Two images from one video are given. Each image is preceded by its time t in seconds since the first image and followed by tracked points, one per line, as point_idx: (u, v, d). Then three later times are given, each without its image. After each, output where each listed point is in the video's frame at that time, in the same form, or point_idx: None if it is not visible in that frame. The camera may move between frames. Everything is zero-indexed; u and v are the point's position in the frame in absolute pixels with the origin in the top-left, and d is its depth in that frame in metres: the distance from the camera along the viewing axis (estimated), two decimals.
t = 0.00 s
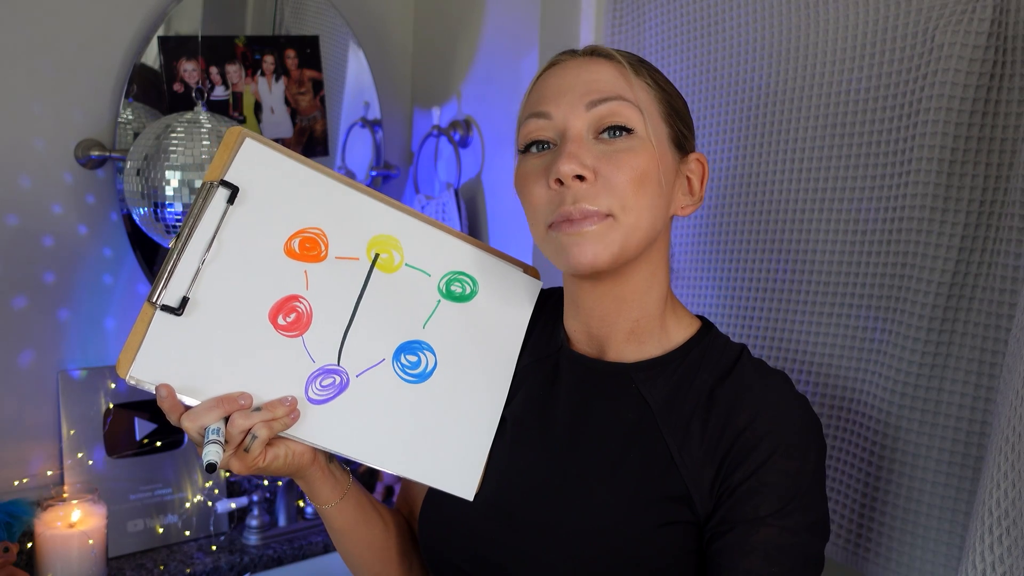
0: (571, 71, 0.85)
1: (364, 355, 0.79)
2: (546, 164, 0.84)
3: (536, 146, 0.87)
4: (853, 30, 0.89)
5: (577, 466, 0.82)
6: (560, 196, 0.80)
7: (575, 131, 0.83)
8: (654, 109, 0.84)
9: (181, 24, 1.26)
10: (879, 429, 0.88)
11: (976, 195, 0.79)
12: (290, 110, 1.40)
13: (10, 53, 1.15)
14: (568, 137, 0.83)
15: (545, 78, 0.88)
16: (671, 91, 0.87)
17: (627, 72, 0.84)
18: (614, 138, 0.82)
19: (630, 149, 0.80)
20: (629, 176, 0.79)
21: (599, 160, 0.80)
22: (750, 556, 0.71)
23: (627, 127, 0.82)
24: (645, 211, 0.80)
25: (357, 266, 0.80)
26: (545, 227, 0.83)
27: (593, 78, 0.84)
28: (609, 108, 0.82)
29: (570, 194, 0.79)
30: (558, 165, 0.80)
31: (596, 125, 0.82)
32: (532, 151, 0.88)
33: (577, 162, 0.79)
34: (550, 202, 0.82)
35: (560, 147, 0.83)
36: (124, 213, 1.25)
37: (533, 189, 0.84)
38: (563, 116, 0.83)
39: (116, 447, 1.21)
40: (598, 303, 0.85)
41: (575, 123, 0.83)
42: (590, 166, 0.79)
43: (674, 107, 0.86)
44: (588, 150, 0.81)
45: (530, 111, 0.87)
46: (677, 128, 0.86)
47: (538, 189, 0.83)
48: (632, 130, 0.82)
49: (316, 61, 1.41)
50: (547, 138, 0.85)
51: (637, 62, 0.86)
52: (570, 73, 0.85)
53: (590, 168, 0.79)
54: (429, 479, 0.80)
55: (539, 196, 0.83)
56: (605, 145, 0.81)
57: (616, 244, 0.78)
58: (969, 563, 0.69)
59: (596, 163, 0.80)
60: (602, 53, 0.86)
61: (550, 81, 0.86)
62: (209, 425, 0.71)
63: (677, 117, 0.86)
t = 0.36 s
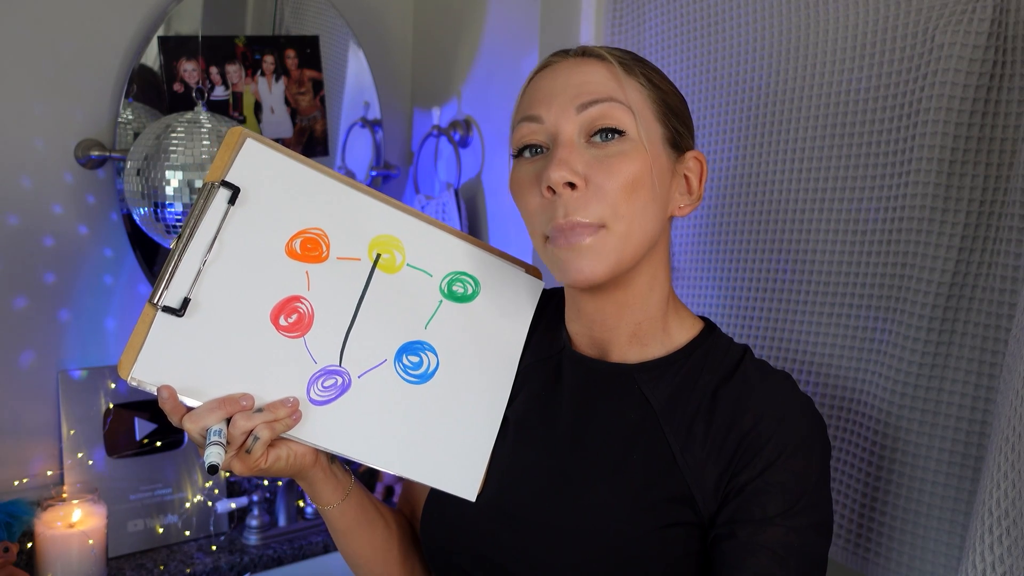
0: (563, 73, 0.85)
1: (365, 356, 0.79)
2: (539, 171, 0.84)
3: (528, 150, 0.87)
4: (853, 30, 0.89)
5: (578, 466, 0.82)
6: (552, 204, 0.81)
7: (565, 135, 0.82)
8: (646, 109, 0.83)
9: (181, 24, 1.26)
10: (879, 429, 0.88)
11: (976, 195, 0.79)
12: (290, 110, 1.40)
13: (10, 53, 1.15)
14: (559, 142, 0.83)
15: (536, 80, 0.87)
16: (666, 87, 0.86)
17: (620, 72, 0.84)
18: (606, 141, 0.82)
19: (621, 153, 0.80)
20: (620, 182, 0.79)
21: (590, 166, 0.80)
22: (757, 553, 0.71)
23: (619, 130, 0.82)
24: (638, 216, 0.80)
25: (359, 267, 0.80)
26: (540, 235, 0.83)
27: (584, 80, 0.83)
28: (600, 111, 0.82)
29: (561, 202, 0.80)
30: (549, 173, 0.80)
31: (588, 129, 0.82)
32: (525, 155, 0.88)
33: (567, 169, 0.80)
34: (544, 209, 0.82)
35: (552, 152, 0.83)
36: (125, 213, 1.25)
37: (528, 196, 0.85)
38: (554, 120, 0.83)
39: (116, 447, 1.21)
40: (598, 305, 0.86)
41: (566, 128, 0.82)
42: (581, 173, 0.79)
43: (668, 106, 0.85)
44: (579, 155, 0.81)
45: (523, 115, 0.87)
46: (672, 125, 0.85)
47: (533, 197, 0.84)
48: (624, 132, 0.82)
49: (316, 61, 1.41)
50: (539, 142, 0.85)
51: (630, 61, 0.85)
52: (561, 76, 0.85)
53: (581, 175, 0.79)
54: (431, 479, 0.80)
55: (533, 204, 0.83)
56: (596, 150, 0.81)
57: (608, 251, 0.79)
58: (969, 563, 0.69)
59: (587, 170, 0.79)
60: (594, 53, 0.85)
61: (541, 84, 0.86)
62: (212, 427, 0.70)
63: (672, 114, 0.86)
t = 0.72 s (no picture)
0: (581, 72, 0.84)
1: (365, 356, 0.79)
2: (555, 169, 0.84)
3: (542, 148, 0.87)
4: (853, 30, 0.89)
5: (579, 466, 0.82)
6: (569, 201, 0.81)
7: (584, 136, 0.82)
8: (665, 112, 0.83)
9: (181, 25, 1.26)
10: (879, 429, 0.88)
11: (976, 195, 0.79)
12: (290, 110, 1.40)
13: (10, 53, 1.15)
14: (577, 142, 0.82)
15: (553, 78, 0.87)
16: (681, 88, 0.86)
17: (639, 74, 0.84)
18: (624, 143, 0.82)
19: (641, 155, 0.80)
20: (639, 184, 0.79)
21: (608, 167, 0.80)
22: (752, 558, 0.71)
23: (638, 132, 0.82)
24: (655, 218, 0.80)
25: (360, 266, 0.80)
26: (551, 231, 0.83)
27: (603, 81, 0.83)
28: (619, 113, 0.82)
29: (579, 201, 0.80)
30: (568, 171, 0.80)
31: (607, 129, 0.82)
32: (538, 153, 0.87)
33: (587, 170, 0.80)
34: (559, 206, 0.82)
35: (569, 152, 0.83)
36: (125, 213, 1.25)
37: (542, 193, 0.84)
38: (573, 119, 0.83)
39: (116, 446, 1.21)
40: (600, 307, 0.86)
41: (584, 128, 0.82)
42: (600, 173, 0.79)
43: (683, 109, 0.86)
44: (598, 156, 0.81)
45: (539, 113, 0.87)
46: (686, 128, 0.85)
47: (546, 193, 0.84)
48: (643, 135, 0.82)
49: (316, 61, 1.41)
50: (555, 141, 0.85)
51: (648, 62, 0.85)
52: (580, 75, 0.84)
53: (599, 175, 0.80)
54: (431, 479, 0.80)
55: (546, 201, 0.83)
56: (614, 151, 0.81)
57: (624, 251, 0.79)
58: (969, 563, 0.69)
59: (606, 170, 0.80)
60: (613, 52, 0.85)
61: (558, 82, 0.86)
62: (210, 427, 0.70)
63: (686, 118, 0.86)
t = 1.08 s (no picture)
0: (568, 82, 0.83)
1: (370, 355, 0.79)
2: (547, 184, 0.84)
3: (536, 161, 0.87)
4: (853, 30, 0.89)
5: (581, 466, 0.82)
6: (562, 219, 0.81)
7: (573, 150, 0.82)
8: (654, 119, 0.82)
9: (181, 24, 1.26)
10: (879, 429, 0.88)
11: (976, 196, 0.79)
12: (291, 110, 1.40)
13: (10, 53, 1.15)
14: (567, 157, 0.82)
15: (541, 90, 0.86)
16: (673, 90, 0.85)
17: (627, 81, 0.82)
18: (615, 155, 0.81)
19: (631, 168, 0.80)
20: (630, 198, 0.79)
21: (599, 182, 0.80)
22: (755, 557, 0.71)
23: (628, 143, 0.81)
24: (649, 229, 0.80)
25: (365, 266, 0.80)
26: (549, 248, 0.84)
27: (590, 92, 0.82)
28: (607, 125, 0.81)
29: (571, 219, 0.80)
30: (559, 190, 0.80)
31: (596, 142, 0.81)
32: (532, 165, 0.87)
33: (577, 187, 0.79)
34: (553, 221, 0.82)
35: (560, 167, 0.83)
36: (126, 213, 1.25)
37: (538, 209, 0.85)
38: (562, 134, 0.82)
39: (116, 446, 1.21)
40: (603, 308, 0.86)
41: (573, 142, 0.82)
42: (591, 190, 0.79)
43: (676, 111, 0.84)
44: (588, 172, 0.81)
45: (529, 127, 0.86)
46: (681, 130, 0.84)
47: (542, 210, 0.84)
48: (633, 145, 0.81)
49: (316, 61, 1.41)
50: (546, 154, 0.85)
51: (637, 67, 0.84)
52: (567, 86, 0.83)
53: (590, 190, 0.80)
54: (434, 478, 0.80)
55: (543, 218, 0.84)
56: (605, 164, 0.81)
57: (620, 265, 0.79)
58: (969, 562, 0.70)
59: (596, 186, 0.80)
60: (598, 62, 0.83)
61: (546, 95, 0.85)
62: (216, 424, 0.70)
63: (680, 119, 0.85)
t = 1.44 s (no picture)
0: (546, 90, 0.82)
1: (368, 356, 0.79)
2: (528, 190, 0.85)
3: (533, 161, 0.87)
4: (853, 30, 0.89)
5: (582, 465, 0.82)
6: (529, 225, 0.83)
7: (540, 161, 0.81)
8: (622, 133, 0.78)
9: (181, 24, 1.26)
10: (879, 429, 0.88)
11: (976, 196, 0.79)
12: (290, 110, 1.40)
13: (10, 52, 1.15)
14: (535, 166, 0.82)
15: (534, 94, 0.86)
16: (660, 98, 0.79)
17: (596, 90, 0.79)
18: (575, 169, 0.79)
19: (586, 184, 0.78)
20: (578, 214, 0.78)
21: (555, 193, 0.80)
22: (755, 558, 0.71)
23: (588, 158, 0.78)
24: (601, 245, 0.78)
25: (364, 266, 0.80)
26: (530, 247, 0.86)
27: (557, 103, 0.80)
28: (565, 140, 0.79)
29: (531, 226, 0.82)
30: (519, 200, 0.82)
31: (557, 153, 0.80)
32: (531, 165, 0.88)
33: (533, 198, 0.80)
34: (526, 226, 0.84)
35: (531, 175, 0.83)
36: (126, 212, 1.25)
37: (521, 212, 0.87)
38: (534, 142, 0.82)
39: (116, 446, 1.21)
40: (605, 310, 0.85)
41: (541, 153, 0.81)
42: (546, 201, 0.80)
43: (659, 118, 0.79)
44: (548, 183, 0.80)
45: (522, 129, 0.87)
46: (661, 139, 0.79)
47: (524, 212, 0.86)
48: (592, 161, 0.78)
49: (316, 61, 1.41)
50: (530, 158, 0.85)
51: (616, 73, 0.80)
52: (545, 95, 0.82)
53: (547, 202, 0.80)
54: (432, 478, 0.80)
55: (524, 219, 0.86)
56: (563, 177, 0.79)
57: (571, 277, 0.80)
58: (969, 563, 0.70)
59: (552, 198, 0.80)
60: (576, 70, 0.81)
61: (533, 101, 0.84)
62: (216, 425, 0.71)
63: (663, 127, 0.79)
